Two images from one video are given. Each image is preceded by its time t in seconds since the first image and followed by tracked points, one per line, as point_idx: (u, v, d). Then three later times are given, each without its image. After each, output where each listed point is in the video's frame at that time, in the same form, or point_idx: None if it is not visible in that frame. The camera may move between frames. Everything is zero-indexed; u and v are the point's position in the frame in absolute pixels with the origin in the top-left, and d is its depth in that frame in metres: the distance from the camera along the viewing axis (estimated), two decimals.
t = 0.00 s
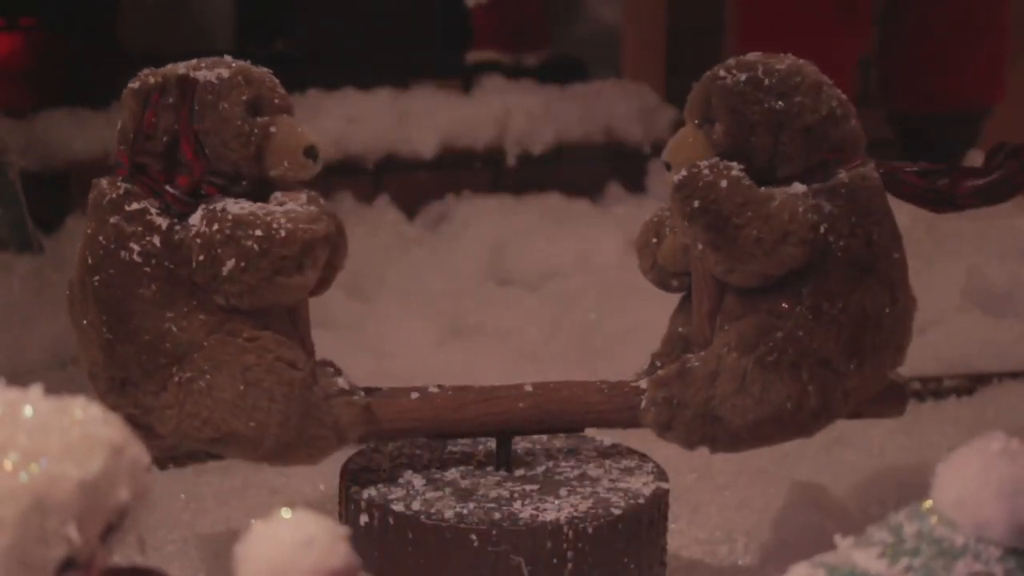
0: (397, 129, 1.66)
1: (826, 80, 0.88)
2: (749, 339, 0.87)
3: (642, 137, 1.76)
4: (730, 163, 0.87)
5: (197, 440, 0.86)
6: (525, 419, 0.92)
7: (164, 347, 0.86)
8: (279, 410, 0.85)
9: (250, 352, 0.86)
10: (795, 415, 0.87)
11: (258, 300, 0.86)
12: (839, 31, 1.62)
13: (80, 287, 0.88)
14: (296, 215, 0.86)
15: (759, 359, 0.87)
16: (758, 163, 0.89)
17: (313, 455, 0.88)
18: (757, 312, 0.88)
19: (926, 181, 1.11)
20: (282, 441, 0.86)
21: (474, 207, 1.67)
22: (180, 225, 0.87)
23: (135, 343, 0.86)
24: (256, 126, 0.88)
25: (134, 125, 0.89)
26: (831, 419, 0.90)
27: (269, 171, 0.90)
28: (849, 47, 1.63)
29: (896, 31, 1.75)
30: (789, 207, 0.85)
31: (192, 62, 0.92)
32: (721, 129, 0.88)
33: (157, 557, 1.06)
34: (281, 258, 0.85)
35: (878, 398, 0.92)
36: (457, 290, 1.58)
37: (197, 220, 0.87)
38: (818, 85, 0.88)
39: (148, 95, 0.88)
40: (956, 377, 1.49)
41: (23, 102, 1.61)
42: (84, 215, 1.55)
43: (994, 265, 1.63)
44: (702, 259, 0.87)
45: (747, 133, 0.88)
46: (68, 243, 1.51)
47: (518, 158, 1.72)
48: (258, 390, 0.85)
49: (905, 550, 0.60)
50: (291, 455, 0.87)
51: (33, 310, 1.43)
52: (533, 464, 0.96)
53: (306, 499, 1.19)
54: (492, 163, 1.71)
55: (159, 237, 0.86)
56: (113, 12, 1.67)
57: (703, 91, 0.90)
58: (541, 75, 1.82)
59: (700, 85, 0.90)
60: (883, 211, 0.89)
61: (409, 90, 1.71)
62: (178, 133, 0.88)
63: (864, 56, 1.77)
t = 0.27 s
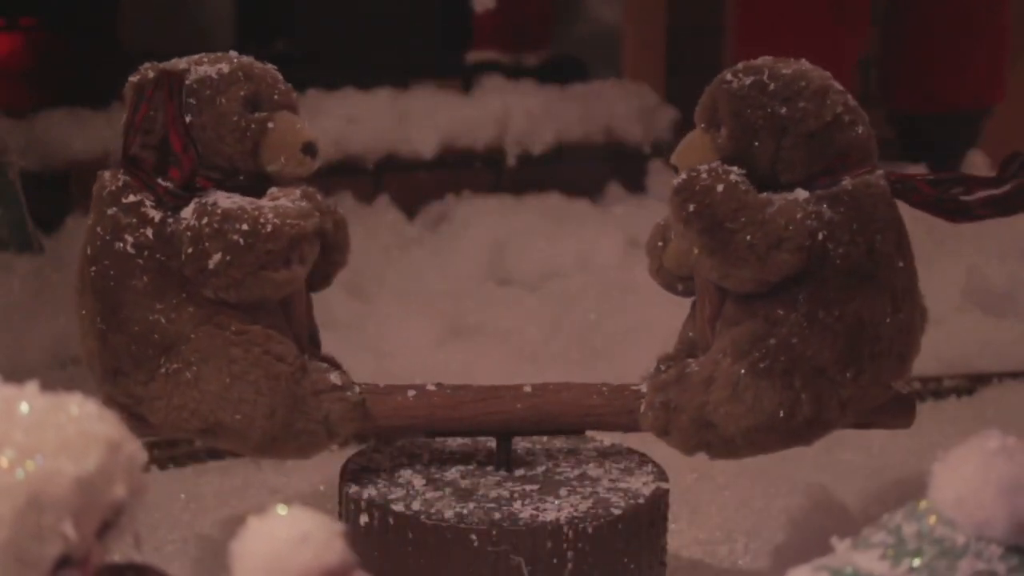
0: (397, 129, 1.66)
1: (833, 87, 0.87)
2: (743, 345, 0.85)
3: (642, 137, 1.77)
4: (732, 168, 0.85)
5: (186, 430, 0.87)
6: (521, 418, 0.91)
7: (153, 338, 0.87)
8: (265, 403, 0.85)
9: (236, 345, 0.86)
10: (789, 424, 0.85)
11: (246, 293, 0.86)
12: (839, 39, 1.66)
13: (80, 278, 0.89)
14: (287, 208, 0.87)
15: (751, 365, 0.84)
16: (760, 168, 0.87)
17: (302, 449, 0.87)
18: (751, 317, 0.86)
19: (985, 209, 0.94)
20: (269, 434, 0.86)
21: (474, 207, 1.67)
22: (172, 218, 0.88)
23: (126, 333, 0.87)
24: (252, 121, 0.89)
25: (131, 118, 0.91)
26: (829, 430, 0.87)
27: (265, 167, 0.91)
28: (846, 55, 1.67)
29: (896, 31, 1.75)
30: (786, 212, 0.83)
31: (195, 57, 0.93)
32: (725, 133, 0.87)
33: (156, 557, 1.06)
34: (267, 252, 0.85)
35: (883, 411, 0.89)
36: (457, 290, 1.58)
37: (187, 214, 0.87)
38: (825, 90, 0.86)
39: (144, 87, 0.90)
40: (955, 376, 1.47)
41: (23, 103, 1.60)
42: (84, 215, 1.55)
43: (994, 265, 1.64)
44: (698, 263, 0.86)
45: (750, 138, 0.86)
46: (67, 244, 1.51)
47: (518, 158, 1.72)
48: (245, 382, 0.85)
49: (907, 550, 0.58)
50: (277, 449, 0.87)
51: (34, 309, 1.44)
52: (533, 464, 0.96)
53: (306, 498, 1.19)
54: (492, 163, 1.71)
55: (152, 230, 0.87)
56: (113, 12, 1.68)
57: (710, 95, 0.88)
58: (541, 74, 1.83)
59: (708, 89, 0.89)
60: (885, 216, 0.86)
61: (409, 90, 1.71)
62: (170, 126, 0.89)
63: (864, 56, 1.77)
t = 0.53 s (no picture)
0: (397, 129, 1.66)
1: (836, 92, 0.85)
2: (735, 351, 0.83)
3: (642, 136, 1.77)
4: (730, 173, 0.84)
5: (177, 421, 0.87)
6: (517, 418, 0.91)
7: (145, 329, 0.88)
8: (254, 396, 0.86)
9: (224, 338, 0.86)
10: (779, 434, 0.82)
11: (235, 288, 0.86)
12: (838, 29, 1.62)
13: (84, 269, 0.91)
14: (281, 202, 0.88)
15: (740, 372, 0.83)
16: (760, 174, 0.85)
17: (294, 443, 0.88)
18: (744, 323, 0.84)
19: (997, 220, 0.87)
20: (259, 427, 0.86)
21: (474, 207, 1.67)
22: (168, 210, 0.88)
23: (121, 323, 0.88)
24: (253, 116, 0.90)
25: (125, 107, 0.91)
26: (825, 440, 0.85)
27: (266, 162, 0.91)
28: (843, 48, 1.64)
29: (896, 31, 1.75)
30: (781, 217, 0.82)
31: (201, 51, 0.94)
32: (726, 138, 0.85)
33: (155, 557, 1.06)
34: (255, 247, 0.85)
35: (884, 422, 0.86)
36: (457, 290, 1.58)
37: (182, 207, 0.87)
38: (828, 95, 0.84)
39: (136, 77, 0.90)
40: (955, 376, 1.47)
41: (23, 102, 1.61)
42: (84, 215, 1.54)
43: (995, 265, 1.64)
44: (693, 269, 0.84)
45: (750, 142, 0.84)
46: (68, 244, 1.51)
47: (518, 158, 1.72)
48: (234, 375, 0.86)
49: (910, 551, 0.58)
50: (267, 442, 0.87)
51: (34, 309, 1.43)
52: (534, 464, 0.96)
53: (305, 498, 1.18)
54: (492, 163, 1.71)
55: (148, 222, 0.88)
56: (113, 12, 1.66)
57: (715, 100, 0.87)
58: (540, 74, 1.82)
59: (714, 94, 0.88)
60: (884, 222, 0.83)
61: (409, 90, 1.71)
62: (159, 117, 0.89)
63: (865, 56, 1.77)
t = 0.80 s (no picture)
0: (398, 129, 1.65)
1: (840, 98, 0.83)
2: (724, 356, 0.83)
3: (641, 136, 1.77)
4: (726, 177, 0.84)
5: (174, 410, 0.90)
6: (511, 418, 0.92)
7: (143, 320, 0.91)
8: (246, 388, 0.88)
9: (214, 330, 0.89)
10: (765, 442, 0.82)
11: (228, 280, 0.89)
12: (839, 30, 1.61)
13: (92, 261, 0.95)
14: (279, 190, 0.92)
15: (727, 377, 0.82)
16: (757, 179, 0.85)
17: (287, 435, 0.90)
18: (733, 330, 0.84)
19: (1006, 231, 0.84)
20: (251, 418, 0.89)
21: (473, 207, 1.68)
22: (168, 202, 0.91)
23: (119, 314, 0.91)
24: (255, 111, 0.93)
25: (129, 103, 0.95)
26: (820, 448, 0.84)
27: (268, 156, 0.94)
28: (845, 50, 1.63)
29: (895, 31, 1.75)
30: (770, 223, 0.81)
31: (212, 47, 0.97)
32: (725, 142, 0.85)
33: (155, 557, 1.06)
34: (245, 241, 0.88)
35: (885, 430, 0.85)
36: (457, 291, 1.58)
37: (179, 199, 0.91)
38: (830, 101, 0.83)
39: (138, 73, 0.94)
40: (953, 376, 1.50)
41: (24, 103, 1.62)
42: (84, 215, 1.54)
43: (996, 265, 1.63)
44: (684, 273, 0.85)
45: (747, 147, 0.84)
46: (67, 244, 1.51)
47: (518, 158, 1.72)
48: (226, 367, 0.88)
49: (912, 552, 0.56)
50: (259, 433, 0.90)
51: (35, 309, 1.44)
52: (533, 464, 0.96)
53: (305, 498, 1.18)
54: (492, 164, 1.71)
55: (148, 214, 0.91)
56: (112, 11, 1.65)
57: (719, 103, 0.87)
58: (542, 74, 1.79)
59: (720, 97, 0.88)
60: (882, 231, 0.82)
61: (409, 90, 1.71)
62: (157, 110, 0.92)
63: (861, 56, 1.78)
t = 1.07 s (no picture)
0: (398, 129, 1.65)
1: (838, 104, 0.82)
2: (713, 361, 0.82)
3: (641, 136, 1.78)
4: (720, 182, 0.83)
5: (173, 401, 0.92)
6: (508, 418, 0.92)
7: (142, 311, 0.92)
8: (241, 380, 0.89)
9: (211, 324, 0.90)
10: (748, 451, 0.81)
11: (223, 274, 0.90)
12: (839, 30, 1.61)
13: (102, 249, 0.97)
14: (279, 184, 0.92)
15: (713, 383, 0.82)
16: (752, 184, 0.84)
17: (284, 428, 0.91)
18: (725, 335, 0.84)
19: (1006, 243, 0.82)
20: (246, 411, 0.90)
21: (473, 207, 1.68)
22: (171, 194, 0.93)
23: (121, 303, 0.93)
24: (260, 107, 0.93)
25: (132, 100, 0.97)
26: (808, 457, 0.82)
27: (271, 152, 0.95)
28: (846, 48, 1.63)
29: (897, 31, 1.74)
30: (759, 226, 0.80)
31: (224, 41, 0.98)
32: (722, 147, 0.85)
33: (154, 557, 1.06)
34: (239, 235, 0.88)
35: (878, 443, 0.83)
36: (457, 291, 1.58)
37: (180, 192, 0.92)
38: (827, 107, 0.82)
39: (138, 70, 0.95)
40: (954, 379, 1.51)
41: (24, 102, 1.63)
42: (84, 215, 1.54)
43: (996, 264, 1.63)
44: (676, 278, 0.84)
45: (743, 152, 0.83)
46: (67, 244, 1.51)
47: (518, 158, 1.72)
48: (222, 361, 0.90)
49: (912, 552, 0.56)
50: (253, 425, 0.91)
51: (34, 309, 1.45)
52: (533, 464, 0.96)
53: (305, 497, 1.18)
54: (492, 164, 1.71)
55: (150, 207, 0.93)
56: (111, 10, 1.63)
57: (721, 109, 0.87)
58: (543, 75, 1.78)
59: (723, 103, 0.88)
60: (876, 241, 0.80)
61: (409, 91, 1.70)
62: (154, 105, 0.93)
63: (861, 57, 1.78)
